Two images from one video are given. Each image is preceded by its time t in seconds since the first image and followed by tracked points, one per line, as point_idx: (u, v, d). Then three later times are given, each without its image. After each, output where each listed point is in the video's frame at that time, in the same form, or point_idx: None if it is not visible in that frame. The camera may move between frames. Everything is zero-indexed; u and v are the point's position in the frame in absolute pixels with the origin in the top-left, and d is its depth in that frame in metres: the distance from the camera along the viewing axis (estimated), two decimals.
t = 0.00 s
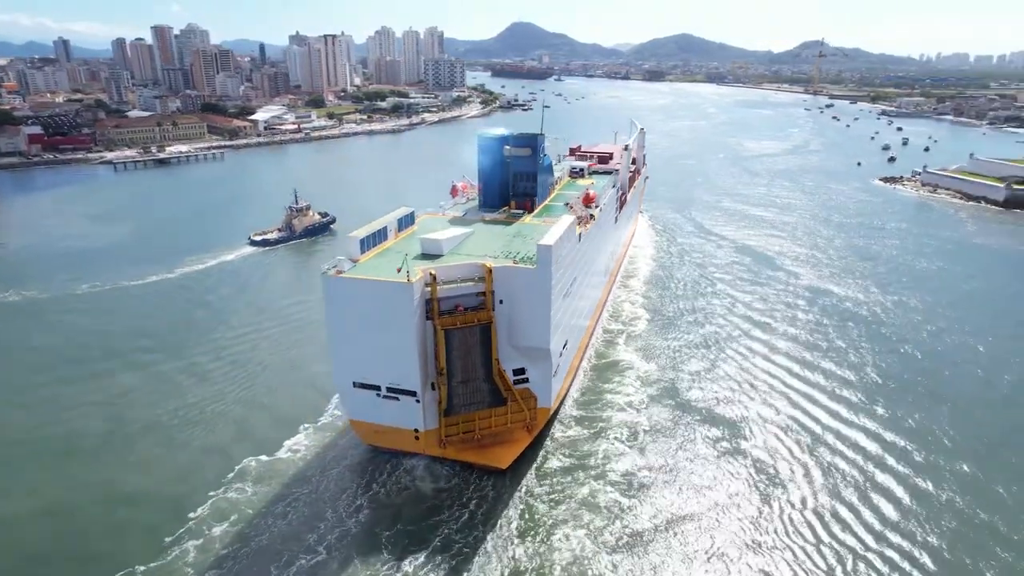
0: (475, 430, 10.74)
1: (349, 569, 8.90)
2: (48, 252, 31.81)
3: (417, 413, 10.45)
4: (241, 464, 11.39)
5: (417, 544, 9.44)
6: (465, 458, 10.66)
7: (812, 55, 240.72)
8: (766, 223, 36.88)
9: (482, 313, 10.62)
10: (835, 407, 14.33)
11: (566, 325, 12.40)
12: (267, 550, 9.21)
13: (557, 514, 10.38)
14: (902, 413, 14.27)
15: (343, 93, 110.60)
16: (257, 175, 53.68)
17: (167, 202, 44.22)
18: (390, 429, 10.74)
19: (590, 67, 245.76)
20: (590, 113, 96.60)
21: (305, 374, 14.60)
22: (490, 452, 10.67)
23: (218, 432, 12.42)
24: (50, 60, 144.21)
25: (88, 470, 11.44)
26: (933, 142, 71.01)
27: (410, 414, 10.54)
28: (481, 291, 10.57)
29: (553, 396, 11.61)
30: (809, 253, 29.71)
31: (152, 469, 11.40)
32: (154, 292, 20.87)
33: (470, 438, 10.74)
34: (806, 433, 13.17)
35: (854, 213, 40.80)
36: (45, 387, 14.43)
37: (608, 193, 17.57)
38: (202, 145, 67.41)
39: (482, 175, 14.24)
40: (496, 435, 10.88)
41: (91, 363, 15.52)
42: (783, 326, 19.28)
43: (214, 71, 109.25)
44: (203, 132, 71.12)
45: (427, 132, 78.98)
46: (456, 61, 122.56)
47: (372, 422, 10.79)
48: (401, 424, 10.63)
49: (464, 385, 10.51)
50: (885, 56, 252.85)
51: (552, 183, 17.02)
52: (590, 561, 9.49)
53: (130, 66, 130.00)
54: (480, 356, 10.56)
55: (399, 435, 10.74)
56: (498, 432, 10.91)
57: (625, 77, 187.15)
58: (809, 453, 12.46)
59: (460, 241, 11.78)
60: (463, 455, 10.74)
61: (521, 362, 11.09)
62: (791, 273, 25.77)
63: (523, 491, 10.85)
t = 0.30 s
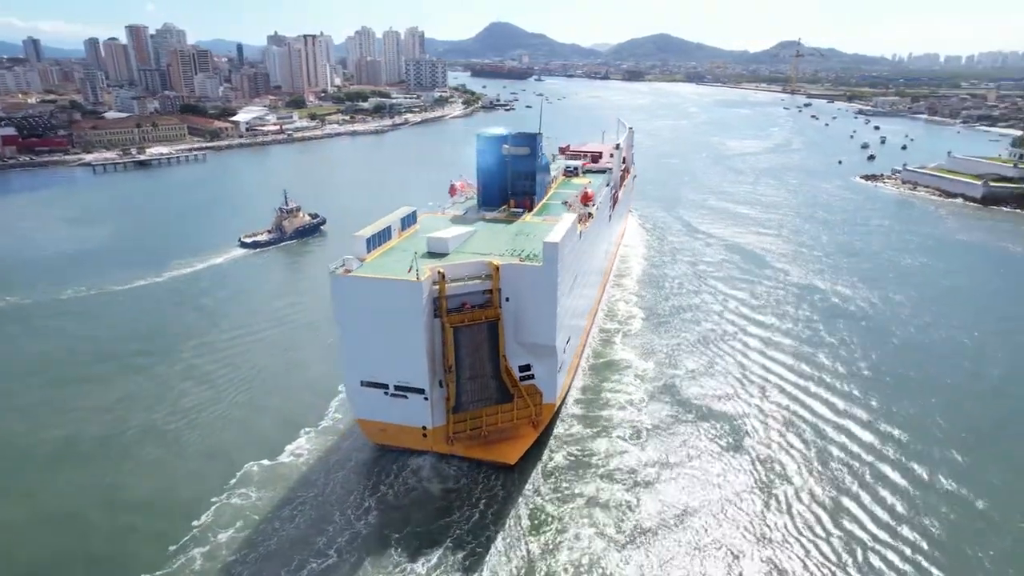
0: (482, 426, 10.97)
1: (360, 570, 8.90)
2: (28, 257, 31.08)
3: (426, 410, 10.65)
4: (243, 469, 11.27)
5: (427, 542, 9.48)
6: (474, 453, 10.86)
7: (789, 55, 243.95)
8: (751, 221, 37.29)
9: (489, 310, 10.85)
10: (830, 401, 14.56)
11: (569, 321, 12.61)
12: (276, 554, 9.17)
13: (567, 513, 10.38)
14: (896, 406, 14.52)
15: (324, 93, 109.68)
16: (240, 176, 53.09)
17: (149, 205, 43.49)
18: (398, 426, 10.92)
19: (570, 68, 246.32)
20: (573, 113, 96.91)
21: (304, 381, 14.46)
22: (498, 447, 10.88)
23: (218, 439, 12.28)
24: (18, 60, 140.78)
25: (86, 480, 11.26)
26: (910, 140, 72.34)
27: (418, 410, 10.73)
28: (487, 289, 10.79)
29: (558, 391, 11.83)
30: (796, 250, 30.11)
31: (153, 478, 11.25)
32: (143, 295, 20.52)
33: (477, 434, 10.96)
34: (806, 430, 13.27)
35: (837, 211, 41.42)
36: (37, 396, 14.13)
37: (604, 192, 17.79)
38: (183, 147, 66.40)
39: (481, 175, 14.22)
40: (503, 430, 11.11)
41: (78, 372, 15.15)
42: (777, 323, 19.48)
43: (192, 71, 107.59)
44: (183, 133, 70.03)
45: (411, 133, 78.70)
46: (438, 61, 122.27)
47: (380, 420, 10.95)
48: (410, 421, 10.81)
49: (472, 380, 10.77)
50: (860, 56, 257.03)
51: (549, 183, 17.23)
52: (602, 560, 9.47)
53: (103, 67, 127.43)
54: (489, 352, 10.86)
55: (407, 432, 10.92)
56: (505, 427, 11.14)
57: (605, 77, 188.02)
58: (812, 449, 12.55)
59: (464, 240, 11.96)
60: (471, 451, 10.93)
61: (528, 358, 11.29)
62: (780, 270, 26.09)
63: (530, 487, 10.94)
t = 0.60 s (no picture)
0: (488, 422, 11.05)
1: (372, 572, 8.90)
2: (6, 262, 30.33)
3: (433, 408, 10.71)
4: (245, 476, 11.12)
5: (437, 542, 9.52)
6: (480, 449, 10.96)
7: (766, 54, 247.00)
8: (736, 220, 37.67)
9: (495, 307, 10.92)
10: (827, 396, 14.75)
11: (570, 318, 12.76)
12: (286, 559, 9.12)
13: (577, 514, 10.35)
14: (891, 400, 14.75)
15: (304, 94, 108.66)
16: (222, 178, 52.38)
17: (130, 208, 42.70)
18: (404, 425, 10.98)
19: (549, 67, 246.52)
20: (556, 112, 97.16)
21: (303, 384, 14.34)
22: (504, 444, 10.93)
23: (218, 445, 12.12)
24: None
25: (83, 490, 11.03)
26: (886, 139, 73.68)
27: (425, 408, 10.79)
28: (493, 287, 10.89)
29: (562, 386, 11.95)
30: (782, 247, 30.50)
31: (152, 486, 11.06)
32: (131, 300, 20.16)
33: (484, 430, 11.04)
34: (806, 426, 13.36)
35: (819, 208, 42.02)
36: (26, 404, 13.79)
37: (598, 191, 17.94)
38: (162, 149, 65.34)
39: (478, 175, 14.25)
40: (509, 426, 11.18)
41: (65, 381, 14.71)
42: (770, 320, 19.70)
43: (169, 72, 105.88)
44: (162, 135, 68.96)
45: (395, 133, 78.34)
46: (419, 61, 121.85)
47: (387, 418, 11.01)
48: (417, 419, 10.88)
49: (479, 377, 10.84)
50: (835, 56, 260.91)
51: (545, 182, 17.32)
52: (616, 563, 9.42)
53: (76, 67, 124.84)
54: (496, 349, 10.87)
55: (414, 430, 10.99)
56: (512, 423, 11.16)
57: (585, 77, 188.70)
58: (812, 444, 12.69)
59: (467, 238, 12.06)
60: (477, 447, 11.02)
61: (533, 355, 11.39)
62: (769, 268, 26.39)
63: (537, 485, 11.00)
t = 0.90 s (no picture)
0: (493, 419, 11.04)
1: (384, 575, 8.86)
2: None
3: (439, 406, 10.70)
4: (247, 482, 10.96)
5: (447, 543, 9.52)
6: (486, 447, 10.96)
7: (744, 54, 249.78)
8: (721, 218, 38.01)
9: (499, 306, 10.95)
10: (822, 390, 14.96)
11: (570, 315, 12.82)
12: (296, 564, 9.03)
13: (585, 512, 10.38)
14: (884, 393, 15.02)
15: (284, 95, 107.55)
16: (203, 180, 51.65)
17: (110, 211, 41.89)
18: (410, 423, 10.95)
19: (528, 67, 246.72)
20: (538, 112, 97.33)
21: (300, 387, 14.18)
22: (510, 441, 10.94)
23: (217, 450, 11.93)
24: None
25: (80, 499, 10.78)
26: (864, 137, 74.91)
27: (430, 407, 10.78)
28: (498, 285, 10.91)
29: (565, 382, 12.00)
30: (768, 245, 30.86)
31: (152, 493, 10.85)
32: (119, 304, 19.78)
33: (489, 428, 11.04)
34: (804, 420, 13.54)
35: (801, 206, 42.58)
36: (16, 412, 13.45)
37: (592, 190, 18.04)
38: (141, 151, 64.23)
39: (476, 173, 14.25)
40: (514, 423, 11.19)
41: (56, 388, 14.37)
42: (762, 316, 19.90)
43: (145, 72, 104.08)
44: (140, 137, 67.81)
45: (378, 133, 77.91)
46: (399, 61, 121.33)
47: (393, 417, 10.98)
48: (423, 418, 10.86)
49: (485, 375, 10.82)
50: (810, 56, 264.52)
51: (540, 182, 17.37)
52: (630, 563, 9.43)
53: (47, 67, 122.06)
54: (502, 347, 10.87)
55: (420, 428, 10.96)
56: (517, 419, 11.18)
57: (564, 76, 189.26)
58: (812, 438, 12.87)
59: (469, 237, 12.06)
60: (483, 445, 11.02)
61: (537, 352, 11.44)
62: (757, 265, 26.68)
63: (543, 483, 11.05)
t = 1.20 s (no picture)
0: (499, 415, 11.03)
1: None
2: None
3: (444, 403, 10.69)
4: (249, 489, 10.78)
5: (458, 544, 9.51)
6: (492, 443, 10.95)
7: (721, 54, 251.89)
8: (706, 217, 38.28)
9: (503, 303, 10.96)
10: (818, 386, 15.15)
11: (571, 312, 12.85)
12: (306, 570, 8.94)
13: (593, 509, 10.43)
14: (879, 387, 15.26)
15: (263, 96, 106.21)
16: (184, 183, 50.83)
17: (89, 214, 40.99)
18: (415, 421, 10.92)
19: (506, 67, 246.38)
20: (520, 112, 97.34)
21: (298, 390, 14.01)
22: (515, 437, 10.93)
23: (217, 456, 11.73)
24: None
25: (77, 510, 10.53)
26: (842, 136, 75.98)
27: (436, 404, 10.76)
28: (502, 282, 10.92)
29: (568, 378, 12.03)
30: (755, 243, 31.16)
31: (151, 502, 10.63)
32: (107, 309, 19.38)
33: (495, 424, 11.03)
34: (802, 415, 13.71)
35: (784, 204, 43.06)
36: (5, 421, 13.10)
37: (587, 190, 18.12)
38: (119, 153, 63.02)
39: (475, 173, 14.25)
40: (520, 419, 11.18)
41: (46, 396, 14.03)
42: (755, 314, 20.07)
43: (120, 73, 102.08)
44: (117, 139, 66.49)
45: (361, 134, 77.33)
46: (379, 61, 120.57)
47: (398, 415, 10.95)
48: (428, 415, 10.84)
49: (490, 372, 10.80)
50: (787, 56, 267.71)
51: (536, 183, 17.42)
52: (639, 562, 9.44)
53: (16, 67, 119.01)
54: (507, 343, 10.88)
55: (425, 426, 10.93)
56: (522, 416, 11.20)
57: (544, 77, 189.55)
58: (812, 432, 13.03)
59: (471, 236, 12.04)
60: (488, 442, 11.00)
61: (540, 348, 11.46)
62: (746, 263, 26.93)
63: (549, 481, 11.07)
